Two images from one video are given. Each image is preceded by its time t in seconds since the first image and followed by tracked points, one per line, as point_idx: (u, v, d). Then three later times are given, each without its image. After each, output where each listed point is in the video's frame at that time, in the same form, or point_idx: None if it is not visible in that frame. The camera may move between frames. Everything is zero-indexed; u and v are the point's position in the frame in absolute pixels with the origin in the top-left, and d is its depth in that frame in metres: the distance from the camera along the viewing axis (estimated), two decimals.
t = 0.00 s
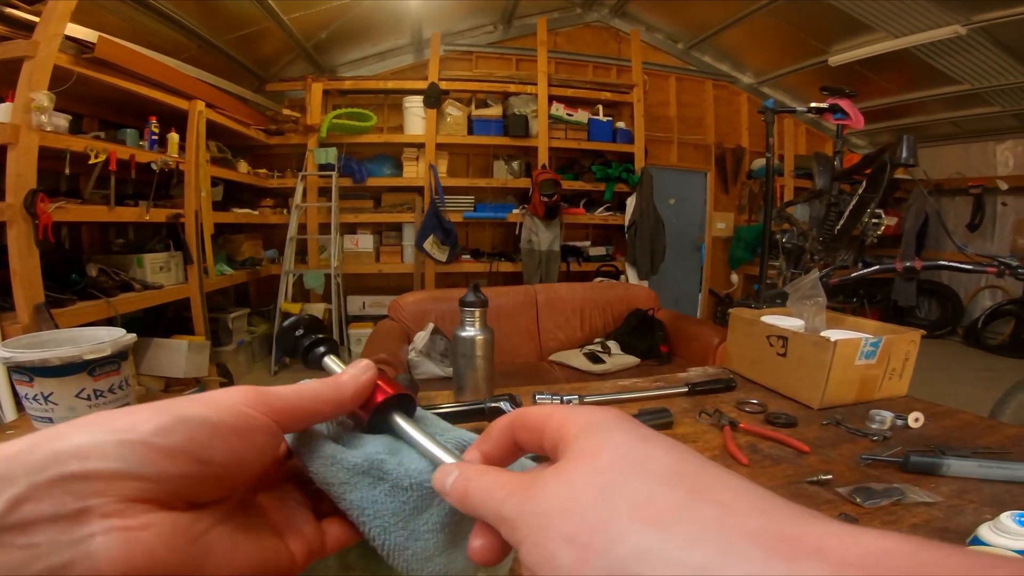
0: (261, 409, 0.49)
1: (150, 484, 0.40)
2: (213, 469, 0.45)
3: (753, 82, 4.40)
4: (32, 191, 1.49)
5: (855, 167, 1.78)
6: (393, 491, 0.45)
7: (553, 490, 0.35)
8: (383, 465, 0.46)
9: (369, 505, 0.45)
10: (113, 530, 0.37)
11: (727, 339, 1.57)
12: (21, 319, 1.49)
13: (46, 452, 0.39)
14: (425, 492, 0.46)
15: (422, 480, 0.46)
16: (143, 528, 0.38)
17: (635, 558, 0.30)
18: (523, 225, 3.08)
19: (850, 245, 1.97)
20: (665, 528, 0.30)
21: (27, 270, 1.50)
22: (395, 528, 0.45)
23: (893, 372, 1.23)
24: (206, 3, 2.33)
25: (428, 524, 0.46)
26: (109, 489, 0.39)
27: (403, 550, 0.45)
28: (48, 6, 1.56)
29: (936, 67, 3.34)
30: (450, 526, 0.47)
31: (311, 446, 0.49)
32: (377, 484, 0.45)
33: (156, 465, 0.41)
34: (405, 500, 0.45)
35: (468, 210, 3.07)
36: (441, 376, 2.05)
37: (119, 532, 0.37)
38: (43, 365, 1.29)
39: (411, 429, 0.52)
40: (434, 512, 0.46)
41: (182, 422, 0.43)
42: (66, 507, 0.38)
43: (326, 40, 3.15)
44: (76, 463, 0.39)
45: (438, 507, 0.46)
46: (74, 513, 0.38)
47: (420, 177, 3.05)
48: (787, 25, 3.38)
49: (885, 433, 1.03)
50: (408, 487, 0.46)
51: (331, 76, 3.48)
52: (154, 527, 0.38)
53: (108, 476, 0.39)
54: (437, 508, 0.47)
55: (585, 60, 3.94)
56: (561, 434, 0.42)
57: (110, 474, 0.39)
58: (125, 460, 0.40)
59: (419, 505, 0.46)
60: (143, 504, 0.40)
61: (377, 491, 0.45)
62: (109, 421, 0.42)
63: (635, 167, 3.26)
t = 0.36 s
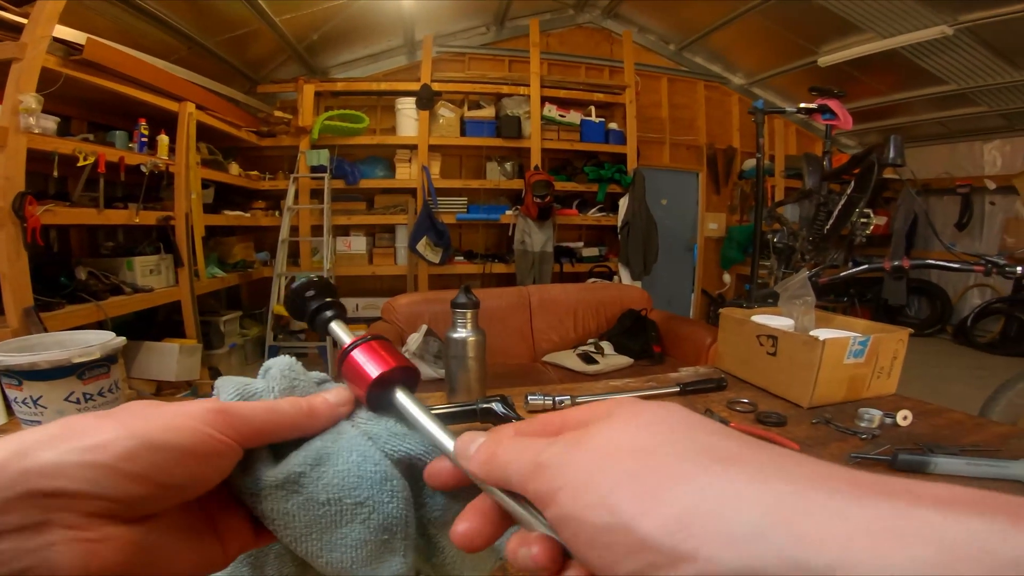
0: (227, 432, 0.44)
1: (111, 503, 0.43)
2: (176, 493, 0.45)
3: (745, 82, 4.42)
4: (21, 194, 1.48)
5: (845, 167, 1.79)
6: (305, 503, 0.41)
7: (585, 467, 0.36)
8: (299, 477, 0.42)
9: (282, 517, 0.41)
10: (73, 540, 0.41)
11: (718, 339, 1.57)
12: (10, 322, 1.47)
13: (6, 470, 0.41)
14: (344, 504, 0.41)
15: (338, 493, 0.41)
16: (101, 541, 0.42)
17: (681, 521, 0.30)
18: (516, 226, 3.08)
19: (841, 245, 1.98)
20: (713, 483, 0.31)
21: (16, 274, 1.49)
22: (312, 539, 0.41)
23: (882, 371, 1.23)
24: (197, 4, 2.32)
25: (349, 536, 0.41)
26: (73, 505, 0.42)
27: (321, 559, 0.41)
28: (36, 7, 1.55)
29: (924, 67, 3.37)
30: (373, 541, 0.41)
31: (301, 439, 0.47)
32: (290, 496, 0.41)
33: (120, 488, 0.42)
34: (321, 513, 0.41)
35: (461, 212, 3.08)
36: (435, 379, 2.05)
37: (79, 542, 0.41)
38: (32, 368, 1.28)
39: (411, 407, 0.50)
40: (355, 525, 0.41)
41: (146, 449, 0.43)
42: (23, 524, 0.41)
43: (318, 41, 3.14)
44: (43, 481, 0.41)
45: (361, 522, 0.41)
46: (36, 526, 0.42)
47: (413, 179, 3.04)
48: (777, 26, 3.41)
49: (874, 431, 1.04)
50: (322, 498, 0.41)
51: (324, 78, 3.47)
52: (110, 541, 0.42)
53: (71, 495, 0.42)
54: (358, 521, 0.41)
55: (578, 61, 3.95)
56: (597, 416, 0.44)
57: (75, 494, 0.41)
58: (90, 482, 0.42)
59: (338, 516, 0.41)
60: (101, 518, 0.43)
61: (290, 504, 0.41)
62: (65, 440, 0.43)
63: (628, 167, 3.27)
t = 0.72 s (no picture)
0: (247, 414, 0.44)
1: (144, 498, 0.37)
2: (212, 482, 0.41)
3: (736, 83, 4.44)
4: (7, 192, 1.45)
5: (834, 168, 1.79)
6: (372, 505, 0.44)
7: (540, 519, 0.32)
8: (360, 482, 0.44)
9: (351, 524, 0.43)
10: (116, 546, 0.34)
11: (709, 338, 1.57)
12: None
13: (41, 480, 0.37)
14: (407, 502, 0.44)
15: (401, 493, 0.45)
16: (143, 543, 0.34)
17: None
18: (508, 225, 3.07)
19: (829, 245, 2.00)
20: (663, 542, 0.27)
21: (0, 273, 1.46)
22: (380, 544, 0.43)
23: (870, 369, 1.24)
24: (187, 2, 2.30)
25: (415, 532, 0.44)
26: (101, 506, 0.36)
27: (389, 564, 0.42)
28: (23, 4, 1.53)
29: (913, 68, 3.40)
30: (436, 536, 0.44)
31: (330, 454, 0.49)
32: (355, 503, 0.44)
33: (150, 480, 0.37)
34: (386, 515, 0.43)
35: (453, 210, 3.07)
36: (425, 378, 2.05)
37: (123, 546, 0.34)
38: (15, 367, 1.27)
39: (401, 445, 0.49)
40: (418, 522, 0.44)
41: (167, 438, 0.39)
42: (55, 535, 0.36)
43: (310, 40, 3.12)
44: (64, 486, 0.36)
45: (421, 519, 0.44)
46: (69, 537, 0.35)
47: (405, 178, 3.03)
48: (770, 26, 3.42)
49: (862, 430, 1.04)
50: (388, 498, 0.44)
51: (315, 76, 3.46)
52: (155, 540, 0.35)
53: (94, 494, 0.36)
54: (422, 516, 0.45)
55: (570, 61, 3.95)
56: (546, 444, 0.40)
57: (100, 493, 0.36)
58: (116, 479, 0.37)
59: (403, 514, 0.44)
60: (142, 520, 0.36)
61: (357, 509, 0.43)
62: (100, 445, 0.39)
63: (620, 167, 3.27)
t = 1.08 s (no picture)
0: (226, 416, 0.46)
1: (112, 496, 0.38)
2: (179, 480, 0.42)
3: (734, 84, 4.45)
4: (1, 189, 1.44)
5: (832, 169, 1.79)
6: (337, 495, 0.43)
7: (609, 499, 0.39)
8: (329, 469, 0.44)
9: (315, 511, 0.43)
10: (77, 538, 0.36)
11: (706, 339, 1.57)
12: None
13: None
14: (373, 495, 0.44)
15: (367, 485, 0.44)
16: (105, 537, 0.36)
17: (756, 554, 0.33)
18: (506, 225, 3.07)
19: (826, 246, 2.00)
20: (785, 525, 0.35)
21: None
22: (341, 534, 0.42)
23: (867, 371, 1.24)
24: None
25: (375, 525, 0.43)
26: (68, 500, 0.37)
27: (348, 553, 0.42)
28: None
29: (910, 70, 3.41)
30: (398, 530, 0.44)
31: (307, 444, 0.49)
32: (321, 490, 0.43)
33: (115, 478, 0.38)
34: (353, 504, 0.43)
35: (450, 210, 3.06)
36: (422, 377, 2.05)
37: (82, 540, 0.36)
38: (10, 366, 1.26)
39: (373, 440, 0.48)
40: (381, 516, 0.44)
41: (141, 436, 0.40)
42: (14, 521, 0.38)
43: (307, 38, 3.12)
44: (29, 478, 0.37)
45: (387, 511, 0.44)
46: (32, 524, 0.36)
47: (402, 177, 3.03)
48: (768, 28, 3.42)
49: (860, 431, 1.04)
50: (354, 490, 0.43)
51: (313, 75, 3.45)
52: (116, 535, 0.37)
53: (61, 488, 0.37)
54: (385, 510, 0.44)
55: (568, 61, 3.95)
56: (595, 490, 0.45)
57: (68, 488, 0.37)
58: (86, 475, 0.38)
59: (366, 507, 0.43)
60: (104, 513, 0.38)
61: (322, 497, 0.43)
62: (69, 436, 0.39)
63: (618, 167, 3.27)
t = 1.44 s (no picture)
0: (230, 433, 0.44)
1: (122, 508, 0.39)
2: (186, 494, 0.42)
3: (738, 85, 4.45)
4: (9, 187, 1.45)
5: (838, 171, 1.79)
6: (339, 503, 0.42)
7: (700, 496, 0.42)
8: (332, 477, 0.43)
9: (317, 517, 0.42)
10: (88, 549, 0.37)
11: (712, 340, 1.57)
12: None
13: (15, 480, 0.38)
14: (376, 503, 0.43)
15: (370, 494, 0.43)
16: (113, 547, 0.37)
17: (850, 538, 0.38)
18: (509, 225, 3.07)
19: (831, 248, 2.00)
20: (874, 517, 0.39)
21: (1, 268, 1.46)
22: (342, 540, 0.42)
23: (875, 372, 1.24)
24: None
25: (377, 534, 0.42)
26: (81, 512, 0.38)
27: (348, 558, 0.42)
28: None
29: (915, 71, 3.40)
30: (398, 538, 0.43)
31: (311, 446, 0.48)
32: (324, 497, 0.42)
33: (124, 492, 0.39)
34: (354, 512, 0.42)
35: (454, 209, 3.06)
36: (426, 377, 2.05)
37: (91, 549, 0.37)
38: (19, 364, 1.26)
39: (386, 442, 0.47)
40: (383, 525, 0.43)
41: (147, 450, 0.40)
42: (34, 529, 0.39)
43: (312, 37, 3.12)
44: (44, 490, 0.38)
45: (389, 519, 0.43)
46: (48, 534, 0.38)
47: (406, 176, 3.03)
48: (773, 29, 3.42)
49: (868, 432, 1.04)
50: (356, 498, 0.42)
51: (317, 74, 3.45)
52: (125, 545, 0.37)
53: (77, 500, 0.38)
54: (387, 519, 0.43)
55: (571, 61, 3.95)
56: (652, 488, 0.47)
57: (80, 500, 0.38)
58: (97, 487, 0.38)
59: (369, 516, 0.43)
60: (115, 524, 0.39)
61: (325, 504, 0.42)
62: (80, 447, 0.40)
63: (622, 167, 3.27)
